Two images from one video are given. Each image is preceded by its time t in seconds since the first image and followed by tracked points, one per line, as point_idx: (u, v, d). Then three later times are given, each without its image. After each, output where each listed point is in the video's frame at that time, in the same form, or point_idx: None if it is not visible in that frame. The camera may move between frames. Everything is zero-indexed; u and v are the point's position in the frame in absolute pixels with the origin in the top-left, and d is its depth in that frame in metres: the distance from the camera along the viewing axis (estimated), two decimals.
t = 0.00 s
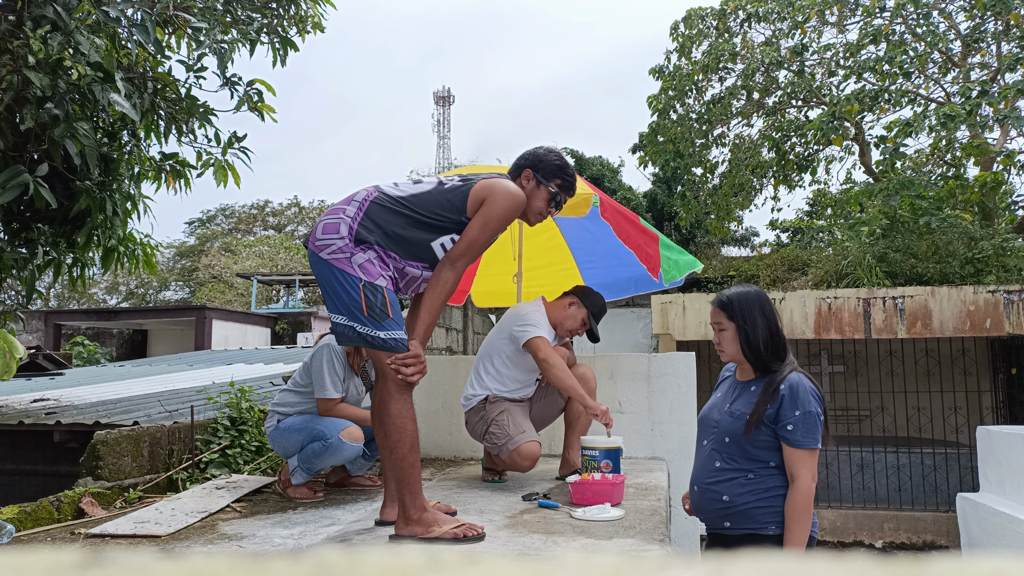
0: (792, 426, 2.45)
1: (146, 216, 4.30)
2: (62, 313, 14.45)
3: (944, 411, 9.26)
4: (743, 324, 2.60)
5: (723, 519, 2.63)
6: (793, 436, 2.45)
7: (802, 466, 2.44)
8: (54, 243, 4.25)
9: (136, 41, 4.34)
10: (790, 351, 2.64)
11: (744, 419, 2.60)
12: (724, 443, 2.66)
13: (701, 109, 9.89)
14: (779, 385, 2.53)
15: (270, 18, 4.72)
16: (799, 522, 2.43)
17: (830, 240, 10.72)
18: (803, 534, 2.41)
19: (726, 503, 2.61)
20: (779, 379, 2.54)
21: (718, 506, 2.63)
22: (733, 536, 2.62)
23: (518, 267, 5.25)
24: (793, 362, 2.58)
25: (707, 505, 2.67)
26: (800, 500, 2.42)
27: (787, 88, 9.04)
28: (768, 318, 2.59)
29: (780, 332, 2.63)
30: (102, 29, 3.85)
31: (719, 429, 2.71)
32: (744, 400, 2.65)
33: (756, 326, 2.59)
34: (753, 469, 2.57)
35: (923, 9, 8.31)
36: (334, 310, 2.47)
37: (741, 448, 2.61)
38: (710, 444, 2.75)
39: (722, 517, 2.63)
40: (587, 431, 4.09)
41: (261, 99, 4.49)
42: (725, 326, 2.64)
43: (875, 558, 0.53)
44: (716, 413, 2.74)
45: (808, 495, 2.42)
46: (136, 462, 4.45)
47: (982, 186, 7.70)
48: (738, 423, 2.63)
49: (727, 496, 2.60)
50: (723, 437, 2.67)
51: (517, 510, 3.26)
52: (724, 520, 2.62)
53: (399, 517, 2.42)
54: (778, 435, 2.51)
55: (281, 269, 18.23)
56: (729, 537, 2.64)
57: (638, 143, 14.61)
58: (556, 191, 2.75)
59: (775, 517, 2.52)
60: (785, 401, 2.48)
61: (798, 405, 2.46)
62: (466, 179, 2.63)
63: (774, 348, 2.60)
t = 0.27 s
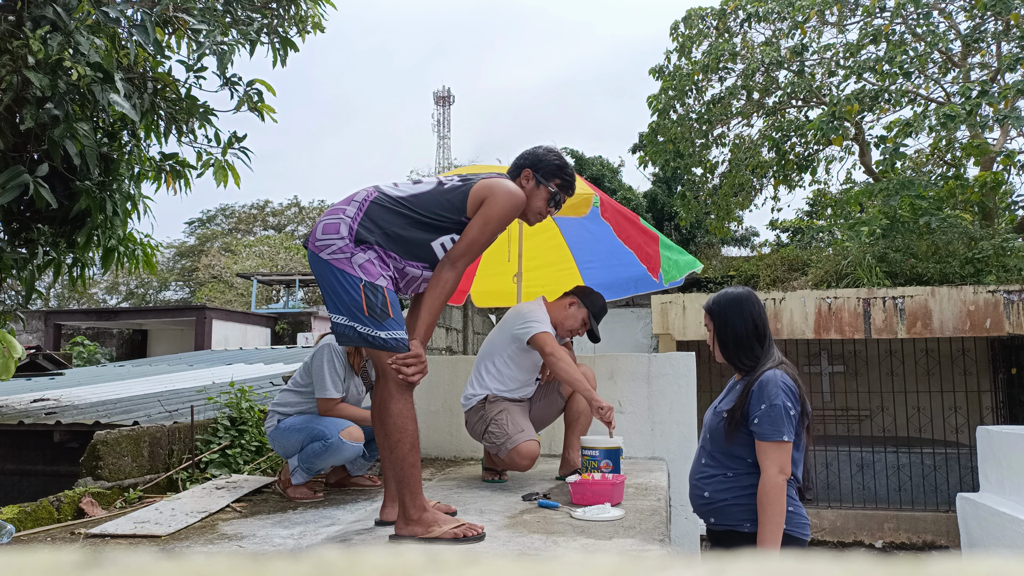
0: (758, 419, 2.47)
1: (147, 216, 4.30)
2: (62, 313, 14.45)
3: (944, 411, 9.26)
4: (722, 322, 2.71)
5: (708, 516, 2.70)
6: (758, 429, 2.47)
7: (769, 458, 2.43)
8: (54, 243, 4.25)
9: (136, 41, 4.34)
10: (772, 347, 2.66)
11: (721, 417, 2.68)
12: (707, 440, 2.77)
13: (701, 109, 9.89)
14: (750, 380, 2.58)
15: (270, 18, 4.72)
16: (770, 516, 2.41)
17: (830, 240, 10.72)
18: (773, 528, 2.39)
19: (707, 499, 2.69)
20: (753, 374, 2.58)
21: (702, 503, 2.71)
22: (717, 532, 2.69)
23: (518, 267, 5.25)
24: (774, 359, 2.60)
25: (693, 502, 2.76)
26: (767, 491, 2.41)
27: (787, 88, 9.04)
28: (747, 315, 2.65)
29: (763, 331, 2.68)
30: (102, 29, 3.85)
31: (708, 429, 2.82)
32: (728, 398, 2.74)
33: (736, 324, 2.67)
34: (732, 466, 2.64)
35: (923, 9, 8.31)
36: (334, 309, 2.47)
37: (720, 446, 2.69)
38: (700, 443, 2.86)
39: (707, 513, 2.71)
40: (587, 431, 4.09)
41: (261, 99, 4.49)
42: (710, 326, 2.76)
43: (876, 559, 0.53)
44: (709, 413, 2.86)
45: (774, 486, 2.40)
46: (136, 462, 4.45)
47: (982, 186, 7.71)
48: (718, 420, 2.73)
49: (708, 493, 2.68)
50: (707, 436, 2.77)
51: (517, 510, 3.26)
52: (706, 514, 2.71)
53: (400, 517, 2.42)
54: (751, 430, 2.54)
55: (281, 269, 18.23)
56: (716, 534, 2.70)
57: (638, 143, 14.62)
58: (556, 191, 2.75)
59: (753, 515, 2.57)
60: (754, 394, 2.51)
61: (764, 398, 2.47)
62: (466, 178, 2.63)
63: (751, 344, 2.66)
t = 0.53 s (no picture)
0: (733, 409, 2.50)
1: (146, 216, 4.30)
2: (62, 313, 14.45)
3: (944, 411, 9.26)
4: (712, 319, 2.74)
5: (705, 510, 2.75)
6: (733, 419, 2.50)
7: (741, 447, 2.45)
8: (54, 243, 4.25)
9: (136, 41, 4.34)
10: (762, 343, 2.66)
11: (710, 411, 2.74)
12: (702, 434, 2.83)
13: (701, 109, 9.89)
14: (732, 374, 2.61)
15: (270, 18, 4.72)
16: (733, 505, 2.42)
17: (829, 239, 10.72)
18: (729, 516, 2.41)
19: (703, 493, 2.75)
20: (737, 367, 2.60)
21: (699, 497, 2.77)
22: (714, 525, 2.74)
23: (518, 267, 5.25)
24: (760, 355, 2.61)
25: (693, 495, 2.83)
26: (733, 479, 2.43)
27: (787, 88, 9.04)
28: (737, 314, 2.66)
29: (755, 328, 2.68)
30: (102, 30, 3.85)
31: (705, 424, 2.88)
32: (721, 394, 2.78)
33: (724, 320, 2.69)
34: (721, 460, 2.68)
35: (924, 9, 8.31)
36: (334, 309, 2.47)
37: (710, 440, 2.73)
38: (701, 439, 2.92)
39: (704, 507, 2.77)
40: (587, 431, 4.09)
41: (261, 99, 4.49)
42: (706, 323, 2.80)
43: (877, 559, 0.53)
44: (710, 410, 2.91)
45: (740, 474, 2.42)
46: (136, 462, 4.45)
47: (982, 186, 7.71)
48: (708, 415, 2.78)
49: (702, 486, 2.74)
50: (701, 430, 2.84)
51: (517, 510, 3.26)
52: (704, 508, 2.77)
53: (400, 517, 2.42)
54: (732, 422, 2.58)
55: (281, 269, 18.24)
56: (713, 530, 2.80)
57: (638, 143, 14.62)
58: (556, 192, 2.75)
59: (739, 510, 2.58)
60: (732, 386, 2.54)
61: (739, 390, 2.50)
62: (466, 178, 2.63)
63: (739, 340, 2.68)
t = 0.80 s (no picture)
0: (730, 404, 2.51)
1: (146, 216, 4.30)
2: (62, 313, 14.45)
3: (944, 411, 9.27)
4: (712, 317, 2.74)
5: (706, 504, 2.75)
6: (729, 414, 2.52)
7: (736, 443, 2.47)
8: (54, 242, 4.24)
9: (136, 41, 4.34)
10: (762, 341, 2.65)
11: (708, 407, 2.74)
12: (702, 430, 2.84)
13: (701, 109, 9.89)
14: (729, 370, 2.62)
15: (270, 18, 4.72)
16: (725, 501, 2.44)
17: (830, 239, 10.72)
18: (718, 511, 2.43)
19: (704, 487, 2.75)
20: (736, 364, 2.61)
21: (700, 491, 2.77)
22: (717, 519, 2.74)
23: (518, 267, 5.25)
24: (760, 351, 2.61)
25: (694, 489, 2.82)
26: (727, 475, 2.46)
27: (787, 88, 9.04)
28: (737, 313, 2.66)
29: (756, 326, 2.67)
30: (103, 29, 3.85)
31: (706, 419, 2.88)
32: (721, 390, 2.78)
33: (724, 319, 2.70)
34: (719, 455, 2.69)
35: (924, 9, 8.30)
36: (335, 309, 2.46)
37: (709, 435, 2.74)
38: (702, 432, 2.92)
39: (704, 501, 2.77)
40: (587, 431, 4.09)
41: (261, 99, 4.50)
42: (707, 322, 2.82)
43: (876, 559, 0.53)
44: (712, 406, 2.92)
45: (736, 469, 2.45)
46: (136, 462, 4.45)
47: (982, 186, 7.71)
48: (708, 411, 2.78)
49: (704, 479, 2.74)
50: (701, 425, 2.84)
51: (517, 510, 3.26)
52: (705, 501, 2.77)
53: (400, 517, 2.42)
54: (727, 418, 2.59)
55: (282, 269, 18.25)
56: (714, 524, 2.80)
57: (638, 144, 14.62)
58: (558, 194, 2.75)
59: (738, 507, 2.57)
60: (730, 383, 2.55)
61: (733, 387, 2.51)
62: (466, 178, 2.63)
63: (739, 338, 2.68)
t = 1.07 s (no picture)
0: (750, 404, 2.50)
1: (147, 216, 4.30)
2: (62, 313, 14.45)
3: (944, 411, 9.27)
4: (716, 320, 2.74)
5: (717, 502, 2.75)
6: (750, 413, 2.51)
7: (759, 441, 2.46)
8: (54, 242, 4.24)
9: (136, 41, 4.34)
10: (765, 341, 2.68)
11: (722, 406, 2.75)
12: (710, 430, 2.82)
13: (701, 109, 9.89)
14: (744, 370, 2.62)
15: (270, 18, 4.71)
16: (749, 498, 2.43)
17: (830, 240, 10.72)
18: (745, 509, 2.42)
19: (716, 486, 2.75)
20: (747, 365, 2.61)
21: (711, 490, 2.76)
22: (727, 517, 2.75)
23: (518, 267, 5.25)
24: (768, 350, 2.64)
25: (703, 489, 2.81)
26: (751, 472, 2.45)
27: (787, 88, 9.04)
28: (742, 313, 2.67)
29: (758, 327, 2.70)
30: (103, 29, 3.84)
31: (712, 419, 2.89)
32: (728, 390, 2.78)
33: (728, 321, 2.70)
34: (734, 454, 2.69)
35: (924, 9, 8.30)
36: (350, 309, 2.45)
37: (723, 435, 2.74)
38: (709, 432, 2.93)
39: (715, 500, 2.77)
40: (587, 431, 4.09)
41: (261, 99, 4.50)
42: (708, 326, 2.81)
43: (877, 559, 0.53)
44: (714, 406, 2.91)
45: (762, 467, 2.43)
46: (136, 462, 4.45)
47: (982, 186, 7.72)
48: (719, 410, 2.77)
49: (717, 478, 2.74)
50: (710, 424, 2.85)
51: (517, 510, 3.26)
52: (716, 501, 2.76)
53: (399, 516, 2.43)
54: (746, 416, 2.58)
55: (282, 269, 18.25)
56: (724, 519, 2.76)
57: (638, 144, 14.62)
58: (567, 178, 2.74)
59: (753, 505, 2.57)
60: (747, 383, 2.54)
61: (753, 385, 2.50)
62: (470, 165, 2.64)
63: (745, 340, 2.69)
